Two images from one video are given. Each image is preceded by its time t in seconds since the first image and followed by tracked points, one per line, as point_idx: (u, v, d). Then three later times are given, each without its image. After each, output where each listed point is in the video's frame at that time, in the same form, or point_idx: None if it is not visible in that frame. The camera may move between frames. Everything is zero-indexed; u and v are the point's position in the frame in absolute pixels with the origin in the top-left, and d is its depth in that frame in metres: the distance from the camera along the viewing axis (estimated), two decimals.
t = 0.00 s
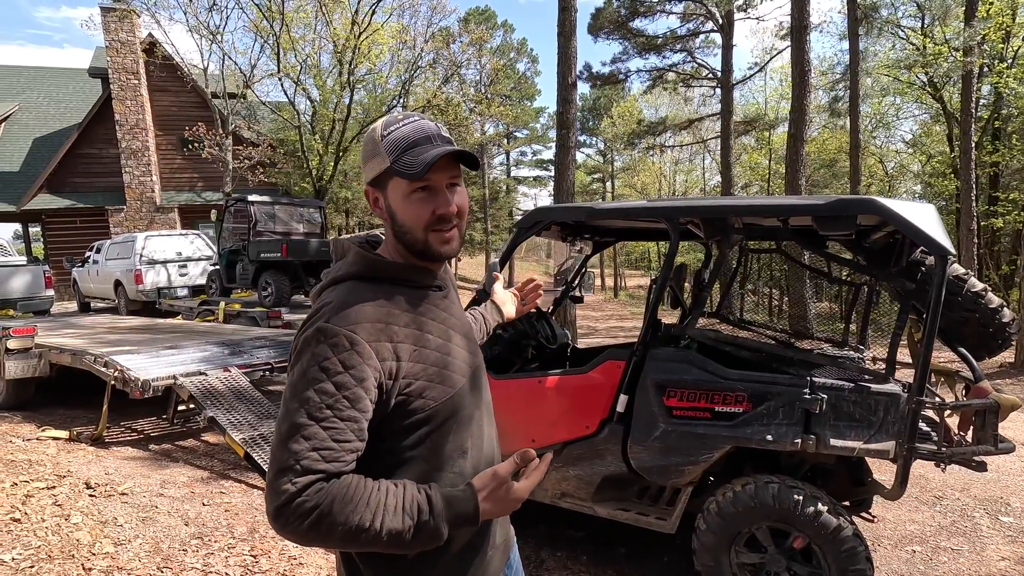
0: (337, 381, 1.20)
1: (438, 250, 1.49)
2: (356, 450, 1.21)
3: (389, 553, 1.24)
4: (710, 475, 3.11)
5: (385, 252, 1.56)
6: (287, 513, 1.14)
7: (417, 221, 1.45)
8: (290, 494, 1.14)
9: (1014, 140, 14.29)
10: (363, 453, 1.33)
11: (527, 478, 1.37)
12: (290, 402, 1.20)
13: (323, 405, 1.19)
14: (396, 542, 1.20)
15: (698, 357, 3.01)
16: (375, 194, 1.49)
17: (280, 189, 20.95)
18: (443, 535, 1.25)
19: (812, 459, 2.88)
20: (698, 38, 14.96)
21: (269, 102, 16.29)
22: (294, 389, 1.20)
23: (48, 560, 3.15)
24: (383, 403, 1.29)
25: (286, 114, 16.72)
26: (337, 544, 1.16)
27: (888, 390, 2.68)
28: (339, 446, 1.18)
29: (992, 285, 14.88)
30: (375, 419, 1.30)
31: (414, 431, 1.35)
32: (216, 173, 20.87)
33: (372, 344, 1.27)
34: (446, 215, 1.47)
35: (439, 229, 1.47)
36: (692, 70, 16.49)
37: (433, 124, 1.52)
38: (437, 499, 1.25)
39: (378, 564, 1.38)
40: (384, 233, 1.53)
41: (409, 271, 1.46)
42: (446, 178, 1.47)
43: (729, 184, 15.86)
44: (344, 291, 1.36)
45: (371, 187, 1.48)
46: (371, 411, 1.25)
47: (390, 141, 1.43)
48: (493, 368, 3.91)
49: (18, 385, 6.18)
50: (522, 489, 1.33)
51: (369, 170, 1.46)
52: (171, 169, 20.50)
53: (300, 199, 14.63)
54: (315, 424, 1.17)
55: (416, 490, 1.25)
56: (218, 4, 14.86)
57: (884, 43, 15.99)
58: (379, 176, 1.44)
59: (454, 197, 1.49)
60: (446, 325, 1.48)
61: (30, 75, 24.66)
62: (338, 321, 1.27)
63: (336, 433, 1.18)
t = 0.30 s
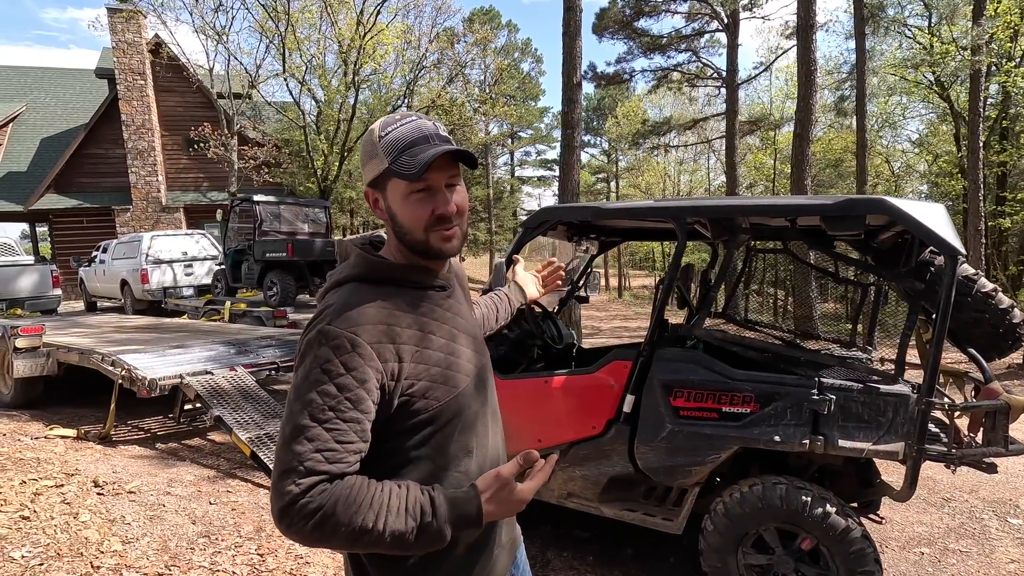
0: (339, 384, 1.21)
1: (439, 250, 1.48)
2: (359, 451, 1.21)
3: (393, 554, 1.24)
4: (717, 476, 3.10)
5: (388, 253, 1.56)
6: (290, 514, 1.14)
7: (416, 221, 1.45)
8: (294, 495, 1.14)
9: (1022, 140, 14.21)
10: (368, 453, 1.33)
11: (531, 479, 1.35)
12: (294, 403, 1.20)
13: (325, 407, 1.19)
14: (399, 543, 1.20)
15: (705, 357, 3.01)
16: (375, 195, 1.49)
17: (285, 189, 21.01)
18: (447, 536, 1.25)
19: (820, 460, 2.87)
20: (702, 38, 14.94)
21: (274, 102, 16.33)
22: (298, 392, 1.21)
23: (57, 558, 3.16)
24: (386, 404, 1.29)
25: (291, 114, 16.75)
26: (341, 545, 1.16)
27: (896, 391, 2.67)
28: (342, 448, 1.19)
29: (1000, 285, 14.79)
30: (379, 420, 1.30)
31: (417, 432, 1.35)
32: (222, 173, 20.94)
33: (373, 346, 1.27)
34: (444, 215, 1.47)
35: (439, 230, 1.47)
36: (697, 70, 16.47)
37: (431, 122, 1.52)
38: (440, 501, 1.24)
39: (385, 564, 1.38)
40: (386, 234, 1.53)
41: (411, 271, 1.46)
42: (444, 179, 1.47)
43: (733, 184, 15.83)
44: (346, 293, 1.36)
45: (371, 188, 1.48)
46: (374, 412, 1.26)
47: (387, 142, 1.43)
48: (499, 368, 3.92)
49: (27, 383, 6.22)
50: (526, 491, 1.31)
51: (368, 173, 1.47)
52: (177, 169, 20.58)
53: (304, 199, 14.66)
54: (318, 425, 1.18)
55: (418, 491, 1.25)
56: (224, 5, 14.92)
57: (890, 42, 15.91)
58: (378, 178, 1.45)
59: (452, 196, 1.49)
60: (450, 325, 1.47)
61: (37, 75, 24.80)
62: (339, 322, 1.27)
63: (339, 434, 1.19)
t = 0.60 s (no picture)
0: (340, 382, 1.21)
1: (439, 249, 1.46)
2: (361, 450, 1.21)
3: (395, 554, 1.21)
4: (725, 476, 3.10)
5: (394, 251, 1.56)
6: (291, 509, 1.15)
7: (414, 222, 1.45)
8: (295, 491, 1.15)
9: None
10: (373, 451, 1.34)
11: (536, 486, 1.26)
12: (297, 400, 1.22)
13: (326, 405, 1.20)
14: (396, 544, 1.17)
15: (713, 357, 3.00)
16: (377, 195, 1.50)
17: (290, 188, 21.04)
18: (445, 540, 1.20)
19: (829, 461, 2.86)
20: (708, 37, 14.90)
21: (279, 101, 16.37)
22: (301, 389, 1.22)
23: (66, 554, 3.18)
24: (388, 403, 1.28)
25: (296, 113, 16.79)
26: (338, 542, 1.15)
27: (906, 392, 2.66)
28: (342, 446, 1.19)
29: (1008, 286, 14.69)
30: (383, 419, 1.31)
31: (423, 432, 1.35)
32: (227, 172, 21.00)
33: (376, 345, 1.27)
34: (442, 213, 1.45)
35: (436, 228, 1.46)
36: (702, 69, 16.42)
37: (428, 118, 1.50)
38: (439, 503, 1.20)
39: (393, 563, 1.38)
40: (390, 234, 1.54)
41: (417, 270, 1.45)
42: (441, 176, 1.45)
43: (739, 183, 15.75)
44: (351, 291, 1.37)
45: (373, 188, 1.49)
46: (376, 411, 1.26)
47: (384, 142, 1.43)
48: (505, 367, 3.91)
49: (35, 381, 6.25)
50: (529, 496, 1.23)
51: (367, 173, 1.47)
52: (183, 168, 20.64)
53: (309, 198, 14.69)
54: (320, 423, 1.19)
55: (418, 491, 1.22)
56: (230, 4, 14.98)
57: (897, 41, 15.82)
58: (377, 177, 1.45)
59: (450, 194, 1.47)
60: (458, 324, 1.47)
61: (43, 76, 24.93)
62: (342, 322, 1.27)
63: (340, 432, 1.19)
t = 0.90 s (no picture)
0: (340, 382, 1.20)
1: (440, 247, 1.44)
2: (362, 450, 1.20)
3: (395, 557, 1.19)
4: (730, 476, 3.08)
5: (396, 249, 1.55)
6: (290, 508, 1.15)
7: (413, 217, 1.43)
8: (295, 491, 1.15)
9: None
10: (377, 452, 1.33)
11: (541, 487, 1.21)
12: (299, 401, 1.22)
13: (327, 405, 1.19)
14: (395, 545, 1.15)
15: (718, 357, 2.99)
16: (379, 192, 1.49)
17: (293, 187, 21.07)
18: (445, 543, 1.17)
19: (835, 462, 2.85)
20: (712, 35, 14.85)
21: (282, 101, 16.38)
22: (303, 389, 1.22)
23: (71, 553, 3.18)
24: (391, 402, 1.27)
25: (300, 113, 16.80)
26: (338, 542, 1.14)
27: (914, 392, 2.64)
28: (343, 445, 1.18)
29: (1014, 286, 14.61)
30: (385, 419, 1.29)
31: (427, 431, 1.33)
32: (230, 172, 21.01)
33: (377, 345, 1.26)
34: (442, 209, 1.44)
35: (437, 225, 1.44)
36: (706, 68, 16.38)
37: (429, 114, 1.48)
38: (439, 505, 1.18)
39: (397, 564, 1.37)
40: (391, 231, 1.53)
41: (420, 269, 1.43)
42: (441, 172, 1.44)
43: (742, 182, 15.71)
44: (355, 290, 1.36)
45: (375, 185, 1.48)
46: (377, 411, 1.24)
47: (384, 139, 1.43)
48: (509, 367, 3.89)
49: (39, 380, 6.26)
50: (533, 501, 1.18)
51: (369, 169, 1.48)
52: (187, 167, 20.68)
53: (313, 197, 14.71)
54: (321, 424, 1.18)
55: (418, 493, 1.19)
56: (233, 4, 15.00)
57: (902, 39, 15.74)
58: (378, 174, 1.45)
59: (451, 189, 1.45)
60: (462, 323, 1.45)
61: (48, 76, 25.00)
62: (343, 321, 1.26)
63: (340, 432, 1.18)
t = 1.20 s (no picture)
0: (343, 381, 1.19)
1: (443, 242, 1.43)
2: (367, 451, 1.18)
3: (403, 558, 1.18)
4: (737, 477, 3.07)
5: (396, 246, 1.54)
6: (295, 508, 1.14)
7: (414, 215, 1.42)
8: (301, 491, 1.14)
9: None
10: (383, 452, 1.31)
11: (550, 490, 1.18)
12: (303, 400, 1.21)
13: (329, 406, 1.18)
14: (400, 547, 1.13)
15: (725, 356, 2.97)
16: (377, 191, 1.47)
17: (296, 187, 21.09)
18: (451, 545, 1.15)
19: (843, 462, 2.83)
20: (715, 35, 14.81)
21: (285, 100, 16.39)
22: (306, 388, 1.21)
23: (75, 553, 3.17)
24: (396, 401, 1.26)
25: (303, 113, 16.81)
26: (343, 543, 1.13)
27: (924, 392, 2.62)
28: (347, 446, 1.16)
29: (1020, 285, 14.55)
30: (391, 419, 1.28)
31: (435, 429, 1.32)
32: (233, 171, 21.03)
33: (380, 344, 1.24)
34: (443, 205, 1.43)
35: (438, 221, 1.43)
36: (709, 67, 16.35)
37: (421, 109, 1.47)
38: (445, 507, 1.16)
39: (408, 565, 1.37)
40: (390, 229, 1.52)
41: (423, 266, 1.42)
42: (439, 167, 1.43)
43: (746, 181, 15.66)
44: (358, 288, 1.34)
45: (372, 184, 1.47)
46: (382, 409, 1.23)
47: (379, 138, 1.41)
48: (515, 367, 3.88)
49: (43, 379, 6.27)
50: (540, 502, 1.15)
51: (364, 169, 1.46)
52: (190, 167, 20.70)
53: (316, 196, 14.72)
54: (325, 425, 1.17)
55: (423, 496, 1.17)
56: (237, 4, 15.01)
57: (907, 38, 15.68)
58: (375, 174, 1.43)
59: (449, 184, 1.44)
60: (469, 319, 1.44)
61: (52, 76, 25.07)
62: (344, 320, 1.25)
63: (343, 433, 1.17)
